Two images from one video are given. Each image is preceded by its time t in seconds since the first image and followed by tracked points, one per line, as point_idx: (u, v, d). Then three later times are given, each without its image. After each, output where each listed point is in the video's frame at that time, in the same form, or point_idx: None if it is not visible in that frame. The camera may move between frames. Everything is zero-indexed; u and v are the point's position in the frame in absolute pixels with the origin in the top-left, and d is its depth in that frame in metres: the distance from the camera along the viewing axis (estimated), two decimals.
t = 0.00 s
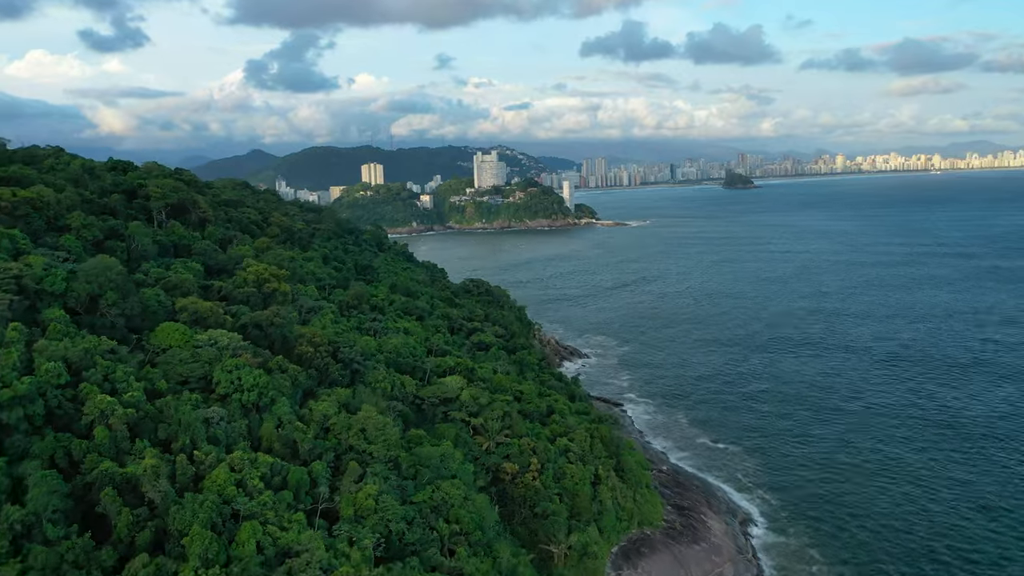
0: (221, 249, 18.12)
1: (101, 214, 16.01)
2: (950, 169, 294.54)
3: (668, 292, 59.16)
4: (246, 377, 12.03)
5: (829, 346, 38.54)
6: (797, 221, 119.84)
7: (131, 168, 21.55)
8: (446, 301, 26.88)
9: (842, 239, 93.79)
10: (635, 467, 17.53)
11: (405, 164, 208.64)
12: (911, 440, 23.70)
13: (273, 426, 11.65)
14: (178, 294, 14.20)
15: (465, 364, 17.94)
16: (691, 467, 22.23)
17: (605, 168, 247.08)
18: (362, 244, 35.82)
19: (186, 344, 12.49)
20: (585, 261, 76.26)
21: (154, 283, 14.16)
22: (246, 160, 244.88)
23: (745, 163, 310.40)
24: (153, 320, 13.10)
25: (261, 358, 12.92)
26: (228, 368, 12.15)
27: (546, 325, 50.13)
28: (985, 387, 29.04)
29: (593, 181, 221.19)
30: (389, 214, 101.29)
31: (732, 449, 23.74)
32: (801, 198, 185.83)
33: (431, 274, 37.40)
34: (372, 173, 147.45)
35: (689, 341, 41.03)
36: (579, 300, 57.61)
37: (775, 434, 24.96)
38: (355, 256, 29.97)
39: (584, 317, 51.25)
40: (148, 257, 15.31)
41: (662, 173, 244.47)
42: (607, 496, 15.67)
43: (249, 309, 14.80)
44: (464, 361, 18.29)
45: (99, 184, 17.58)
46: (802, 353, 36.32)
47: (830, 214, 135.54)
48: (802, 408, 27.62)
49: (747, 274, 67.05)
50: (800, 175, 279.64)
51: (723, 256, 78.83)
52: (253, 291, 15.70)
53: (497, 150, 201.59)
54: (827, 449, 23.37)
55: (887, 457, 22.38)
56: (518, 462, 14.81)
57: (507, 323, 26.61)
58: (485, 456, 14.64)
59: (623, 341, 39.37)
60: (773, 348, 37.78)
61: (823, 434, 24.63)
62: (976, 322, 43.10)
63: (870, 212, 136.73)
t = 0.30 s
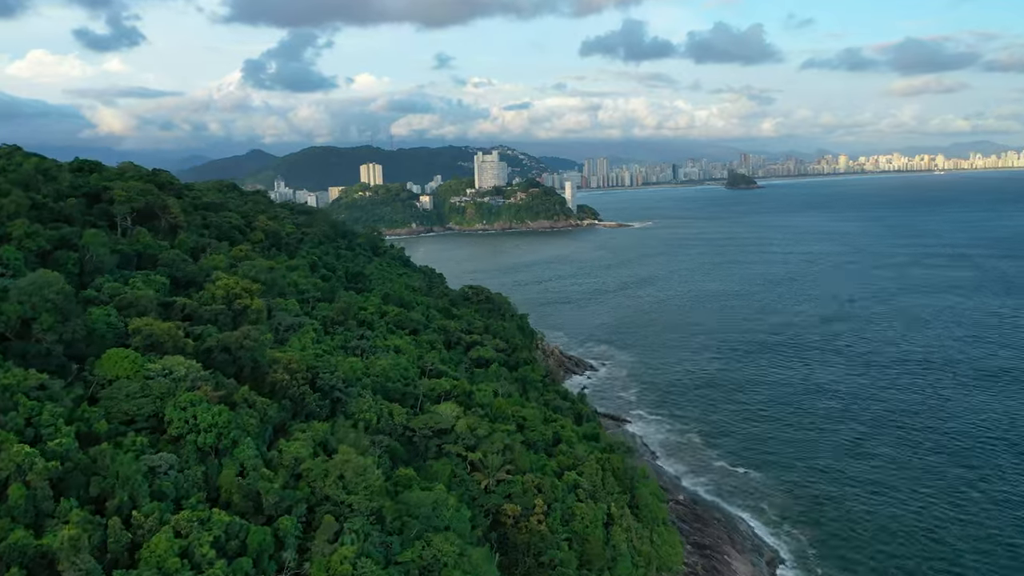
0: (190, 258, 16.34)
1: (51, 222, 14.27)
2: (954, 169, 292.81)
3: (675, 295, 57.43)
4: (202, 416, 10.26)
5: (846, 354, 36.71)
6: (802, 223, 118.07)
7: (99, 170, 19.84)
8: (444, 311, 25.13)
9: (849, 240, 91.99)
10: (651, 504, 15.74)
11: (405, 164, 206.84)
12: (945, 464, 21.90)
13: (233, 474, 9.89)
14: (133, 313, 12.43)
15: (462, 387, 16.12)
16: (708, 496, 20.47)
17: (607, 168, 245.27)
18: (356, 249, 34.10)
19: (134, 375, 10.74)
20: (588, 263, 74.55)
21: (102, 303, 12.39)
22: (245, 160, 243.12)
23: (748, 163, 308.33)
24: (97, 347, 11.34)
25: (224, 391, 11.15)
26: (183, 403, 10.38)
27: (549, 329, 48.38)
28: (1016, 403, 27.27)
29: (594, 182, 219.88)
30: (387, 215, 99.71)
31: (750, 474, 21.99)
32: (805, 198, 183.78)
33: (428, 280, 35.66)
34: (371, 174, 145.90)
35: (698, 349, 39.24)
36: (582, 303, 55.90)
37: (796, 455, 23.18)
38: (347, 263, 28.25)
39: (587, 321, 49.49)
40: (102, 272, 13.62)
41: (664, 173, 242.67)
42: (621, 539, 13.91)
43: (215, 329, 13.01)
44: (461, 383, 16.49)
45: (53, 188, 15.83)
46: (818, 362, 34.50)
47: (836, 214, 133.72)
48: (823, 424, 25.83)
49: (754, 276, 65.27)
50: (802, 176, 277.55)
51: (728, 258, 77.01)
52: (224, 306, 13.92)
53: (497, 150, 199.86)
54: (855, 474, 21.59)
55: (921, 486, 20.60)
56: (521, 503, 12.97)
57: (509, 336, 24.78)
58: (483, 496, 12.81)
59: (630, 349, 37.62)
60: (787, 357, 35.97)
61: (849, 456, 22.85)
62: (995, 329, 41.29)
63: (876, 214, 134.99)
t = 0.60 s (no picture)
0: (154, 270, 14.60)
1: None
2: (957, 169, 291.10)
3: (682, 299, 55.68)
4: (141, 469, 8.50)
5: (866, 361, 34.85)
6: (807, 224, 116.33)
7: (60, 172, 18.08)
8: (440, 323, 23.34)
9: (856, 242, 90.27)
10: (672, 548, 13.90)
11: (405, 164, 205.01)
12: (987, 491, 20.08)
13: (177, 541, 8.10)
14: (73, 339, 10.68)
15: (458, 415, 14.35)
16: (729, 531, 18.71)
17: (608, 168, 243.58)
18: (349, 254, 32.30)
19: (65, 418, 9.00)
20: (591, 266, 72.82)
21: (38, 328, 10.65)
22: (243, 159, 241.14)
23: (750, 163, 306.32)
24: (25, 382, 9.60)
25: (173, 436, 9.40)
26: (118, 453, 8.62)
27: (551, 333, 46.60)
28: None
29: (596, 182, 218.26)
30: (386, 216, 98.10)
31: (774, 502, 20.21)
32: (808, 198, 182.08)
33: (426, 287, 33.90)
34: (370, 175, 144.38)
35: (708, 357, 37.41)
36: (586, 306, 54.17)
37: (822, 479, 21.37)
38: (337, 271, 26.48)
39: (591, 326, 47.69)
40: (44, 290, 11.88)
41: (666, 173, 240.96)
42: None
43: (173, 356, 11.26)
44: (457, 411, 14.70)
45: None
46: (837, 371, 32.66)
47: (840, 216, 131.91)
48: (848, 440, 24.02)
49: (762, 279, 63.47)
50: (805, 176, 275.78)
51: (735, 260, 75.24)
52: (185, 327, 12.17)
53: (498, 150, 198.18)
54: (888, 503, 19.79)
55: (963, 521, 18.77)
56: (526, 555, 11.09)
57: (511, 350, 23.03)
58: (481, 549, 10.97)
59: (637, 358, 35.82)
60: (804, 365, 34.12)
61: (879, 480, 21.04)
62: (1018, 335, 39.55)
63: (882, 214, 133.30)
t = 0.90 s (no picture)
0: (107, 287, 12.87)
1: None
2: (960, 169, 289.25)
3: (690, 302, 54.01)
4: (45, 554, 6.74)
5: (886, 368, 33.12)
6: (812, 225, 114.50)
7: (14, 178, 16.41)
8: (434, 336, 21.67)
9: (864, 243, 88.47)
10: None
11: (405, 164, 203.17)
12: None
13: None
14: None
15: (454, 451, 12.59)
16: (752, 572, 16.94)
17: (610, 168, 241.75)
18: (340, 260, 30.62)
19: None
20: (594, 268, 71.10)
21: None
22: (242, 160, 239.31)
23: (752, 163, 304.47)
24: None
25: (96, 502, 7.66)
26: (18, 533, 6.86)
27: (556, 337, 44.92)
28: None
29: (597, 183, 216.50)
30: (386, 217, 96.57)
31: (803, 537, 18.41)
32: (812, 199, 180.14)
33: (423, 294, 32.16)
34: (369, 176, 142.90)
35: (720, 363, 35.72)
36: (591, 309, 52.49)
37: (854, 508, 19.60)
38: (326, 280, 24.74)
39: (596, 329, 46.04)
40: None
41: (668, 173, 239.13)
42: None
43: (110, 394, 9.53)
44: (452, 446, 12.94)
45: None
46: (859, 379, 30.94)
47: (846, 216, 130.06)
48: (875, 461, 22.25)
49: (770, 282, 61.66)
50: (808, 176, 273.88)
51: (741, 262, 73.44)
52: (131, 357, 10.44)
53: (499, 150, 196.71)
54: (925, 539, 18.01)
55: (1018, 561, 16.97)
56: None
57: (513, 366, 21.29)
58: None
59: (645, 366, 34.13)
60: (821, 372, 32.40)
61: (914, 510, 19.26)
62: None
63: (888, 215, 131.49)
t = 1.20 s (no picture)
0: (41, 307, 11.16)
1: None
2: (964, 170, 287.59)
3: (696, 304, 52.26)
4: None
5: (909, 377, 31.46)
6: (818, 227, 112.86)
7: None
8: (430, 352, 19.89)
9: (872, 245, 86.75)
10: None
11: (405, 164, 201.46)
12: None
13: None
14: None
15: (449, 498, 10.81)
16: None
17: (612, 168, 240.09)
18: (331, 267, 28.83)
19: None
20: (598, 271, 69.32)
21: None
22: (241, 160, 237.40)
23: (755, 163, 302.59)
24: None
25: None
26: None
27: (559, 341, 43.18)
28: None
29: (599, 183, 214.98)
30: (385, 218, 94.90)
31: None
32: (817, 200, 178.38)
33: (419, 302, 30.45)
34: (368, 176, 141.23)
35: (732, 370, 33.97)
36: (595, 312, 50.77)
37: (889, 543, 17.89)
38: (313, 289, 23.00)
39: (600, 333, 44.31)
40: None
41: (671, 174, 237.59)
42: None
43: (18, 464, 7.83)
44: (447, 492, 11.15)
45: None
46: (882, 390, 29.21)
47: (852, 217, 128.37)
48: (909, 487, 20.45)
49: (779, 285, 59.88)
50: (811, 176, 272.19)
51: (748, 264, 71.71)
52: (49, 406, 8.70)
53: (500, 150, 195.04)
54: None
55: None
56: None
57: (516, 384, 19.57)
58: None
59: (653, 376, 32.38)
60: (841, 381, 30.65)
61: (958, 548, 17.48)
62: None
63: (894, 216, 129.72)
